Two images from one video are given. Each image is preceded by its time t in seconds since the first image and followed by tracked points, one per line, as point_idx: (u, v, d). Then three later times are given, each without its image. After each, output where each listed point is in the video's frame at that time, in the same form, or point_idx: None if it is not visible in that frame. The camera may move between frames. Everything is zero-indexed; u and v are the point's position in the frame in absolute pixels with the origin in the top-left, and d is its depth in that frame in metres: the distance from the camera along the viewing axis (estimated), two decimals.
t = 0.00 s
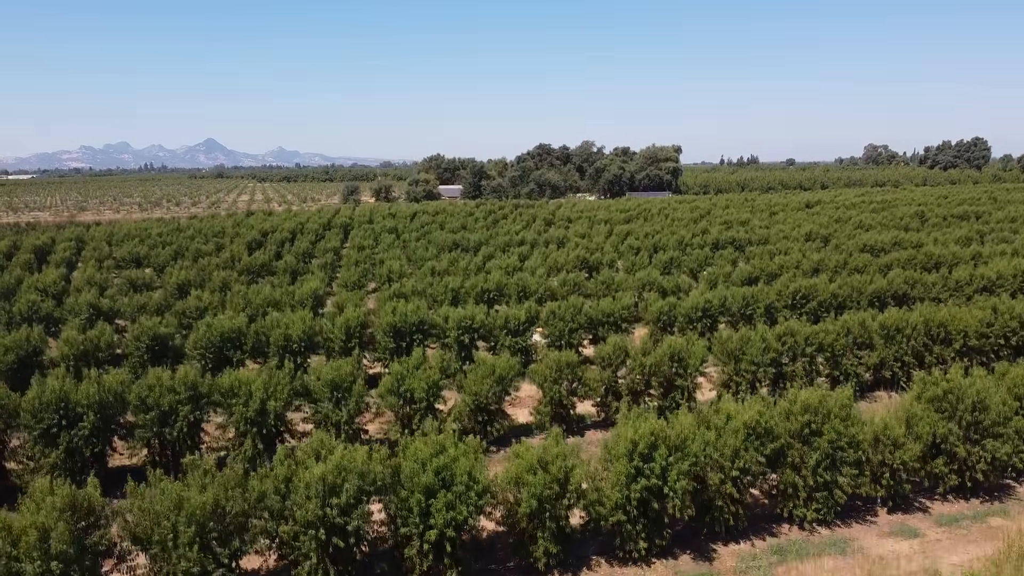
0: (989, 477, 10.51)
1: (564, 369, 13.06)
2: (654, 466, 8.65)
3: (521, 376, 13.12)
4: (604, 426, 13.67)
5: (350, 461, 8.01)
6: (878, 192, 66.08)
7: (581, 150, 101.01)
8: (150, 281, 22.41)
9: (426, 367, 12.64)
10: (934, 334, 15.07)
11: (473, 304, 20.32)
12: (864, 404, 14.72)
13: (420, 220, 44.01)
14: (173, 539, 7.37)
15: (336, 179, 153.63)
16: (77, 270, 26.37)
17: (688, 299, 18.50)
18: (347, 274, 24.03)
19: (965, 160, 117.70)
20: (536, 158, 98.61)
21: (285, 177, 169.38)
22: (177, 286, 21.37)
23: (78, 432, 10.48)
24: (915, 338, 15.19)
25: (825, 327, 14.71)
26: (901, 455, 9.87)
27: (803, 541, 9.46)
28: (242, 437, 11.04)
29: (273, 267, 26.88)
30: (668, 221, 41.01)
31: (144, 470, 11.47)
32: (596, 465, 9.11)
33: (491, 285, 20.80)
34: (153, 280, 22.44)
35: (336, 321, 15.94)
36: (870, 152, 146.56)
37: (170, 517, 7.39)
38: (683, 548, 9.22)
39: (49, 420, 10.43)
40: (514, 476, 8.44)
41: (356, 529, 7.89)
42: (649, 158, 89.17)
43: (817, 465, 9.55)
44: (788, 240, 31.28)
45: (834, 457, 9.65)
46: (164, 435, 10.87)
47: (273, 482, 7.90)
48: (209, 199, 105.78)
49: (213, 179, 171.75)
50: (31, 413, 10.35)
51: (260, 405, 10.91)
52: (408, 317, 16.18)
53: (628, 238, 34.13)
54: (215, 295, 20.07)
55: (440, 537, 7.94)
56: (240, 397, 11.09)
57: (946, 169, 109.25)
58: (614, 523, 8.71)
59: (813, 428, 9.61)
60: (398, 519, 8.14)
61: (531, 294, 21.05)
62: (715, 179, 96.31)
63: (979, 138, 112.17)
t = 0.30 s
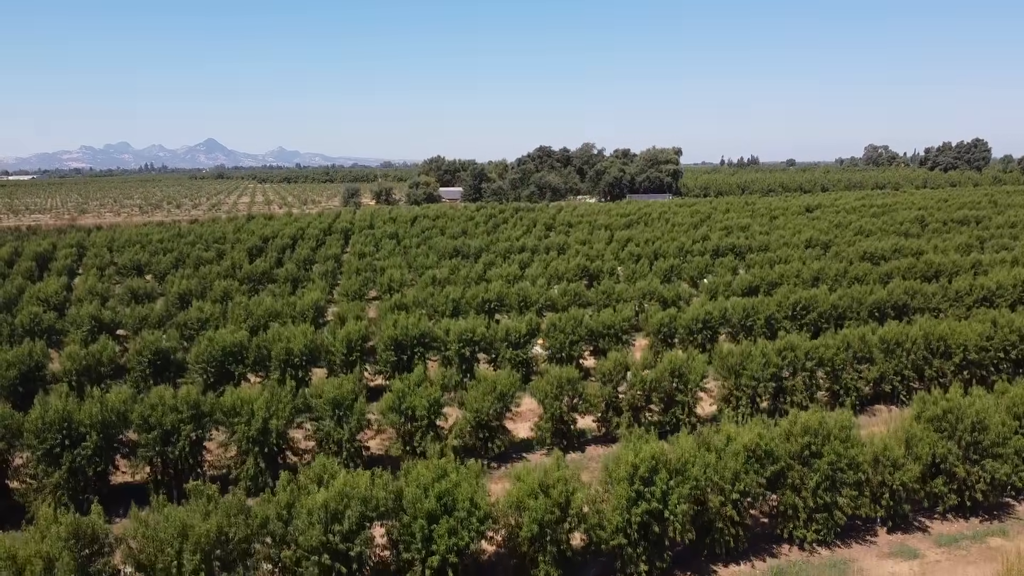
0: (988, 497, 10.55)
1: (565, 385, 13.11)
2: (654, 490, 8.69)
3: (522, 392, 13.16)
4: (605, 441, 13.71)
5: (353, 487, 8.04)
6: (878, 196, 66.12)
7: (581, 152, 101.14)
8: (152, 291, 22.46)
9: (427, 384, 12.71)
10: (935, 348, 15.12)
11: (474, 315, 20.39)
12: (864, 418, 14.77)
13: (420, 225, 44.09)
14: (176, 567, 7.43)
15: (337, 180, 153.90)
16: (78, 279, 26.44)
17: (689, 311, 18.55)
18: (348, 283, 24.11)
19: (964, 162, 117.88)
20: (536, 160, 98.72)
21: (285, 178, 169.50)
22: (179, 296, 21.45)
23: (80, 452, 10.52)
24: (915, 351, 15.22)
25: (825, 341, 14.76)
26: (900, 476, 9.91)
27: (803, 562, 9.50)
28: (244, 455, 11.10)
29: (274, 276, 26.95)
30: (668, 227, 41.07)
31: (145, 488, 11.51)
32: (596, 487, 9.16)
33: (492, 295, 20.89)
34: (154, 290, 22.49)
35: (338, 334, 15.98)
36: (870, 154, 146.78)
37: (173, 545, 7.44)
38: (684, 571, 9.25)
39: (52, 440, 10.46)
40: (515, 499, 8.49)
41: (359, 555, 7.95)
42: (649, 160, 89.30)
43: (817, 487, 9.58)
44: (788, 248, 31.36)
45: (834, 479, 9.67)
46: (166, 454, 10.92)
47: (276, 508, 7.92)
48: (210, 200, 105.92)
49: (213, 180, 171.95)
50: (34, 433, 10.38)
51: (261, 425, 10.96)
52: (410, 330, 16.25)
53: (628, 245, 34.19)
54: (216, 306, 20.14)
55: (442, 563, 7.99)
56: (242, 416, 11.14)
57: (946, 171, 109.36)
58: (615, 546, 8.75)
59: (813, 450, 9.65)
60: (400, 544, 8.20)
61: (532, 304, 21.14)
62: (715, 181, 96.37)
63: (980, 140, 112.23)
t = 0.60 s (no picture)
0: (987, 518, 10.59)
1: (566, 403, 13.13)
2: (655, 516, 8.74)
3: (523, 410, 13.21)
4: (606, 457, 13.76)
5: (356, 515, 8.08)
6: (878, 199, 66.18)
7: (581, 154, 101.21)
8: (153, 302, 22.50)
9: (429, 402, 12.76)
10: (934, 363, 15.19)
11: (475, 326, 20.45)
12: (864, 433, 14.83)
13: (420, 231, 44.12)
14: None
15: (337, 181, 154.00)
16: (79, 288, 26.51)
17: (689, 324, 18.60)
18: (349, 293, 24.18)
19: (965, 163, 117.85)
20: (537, 162, 98.83)
21: (286, 178, 169.85)
22: (180, 308, 21.51)
23: (83, 473, 10.57)
24: (915, 367, 15.26)
25: (825, 357, 14.79)
26: (900, 499, 9.95)
27: None
28: (246, 476, 11.17)
29: (276, 284, 27.02)
30: (669, 233, 41.13)
31: (148, 508, 11.56)
32: (598, 512, 9.21)
33: (492, 306, 20.95)
34: (155, 301, 22.53)
35: (339, 348, 16.03)
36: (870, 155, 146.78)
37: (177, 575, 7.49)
38: None
39: (55, 462, 10.51)
40: (517, 526, 8.53)
41: None
42: (649, 163, 89.40)
43: (817, 510, 9.62)
44: (788, 256, 31.43)
45: (834, 502, 9.70)
46: (169, 475, 10.97)
47: (279, 537, 7.96)
48: (211, 202, 106.05)
49: (213, 180, 172.21)
50: (38, 454, 10.43)
51: (263, 446, 11.02)
52: (411, 344, 16.31)
53: (628, 252, 34.26)
54: (217, 318, 20.20)
55: None
56: (244, 437, 11.20)
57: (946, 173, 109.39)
58: (615, 572, 8.78)
59: (813, 473, 9.70)
60: (403, 571, 8.23)
61: (533, 315, 21.20)
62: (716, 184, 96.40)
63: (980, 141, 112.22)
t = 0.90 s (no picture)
0: (987, 539, 10.63)
1: (567, 421, 13.17)
2: (656, 543, 8.79)
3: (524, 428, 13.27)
4: (607, 474, 13.81)
5: (358, 545, 8.14)
6: (878, 203, 65.74)
7: (582, 157, 101.25)
8: (154, 312, 22.55)
9: (431, 420, 12.81)
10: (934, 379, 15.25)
11: (475, 338, 20.51)
12: (864, 449, 14.88)
13: (421, 236, 44.15)
14: None
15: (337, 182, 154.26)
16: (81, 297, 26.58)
17: (690, 337, 18.63)
18: (350, 303, 24.24)
19: (965, 166, 117.97)
20: (537, 165, 98.90)
21: (286, 178, 169.80)
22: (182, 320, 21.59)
23: (86, 495, 10.62)
24: (914, 383, 15.30)
25: (825, 373, 14.83)
26: (899, 523, 9.99)
27: None
28: (248, 496, 11.23)
29: (277, 293, 27.10)
30: (669, 238, 41.17)
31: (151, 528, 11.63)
32: (599, 537, 9.26)
33: (493, 317, 21.00)
34: (157, 311, 22.59)
35: (341, 363, 16.08)
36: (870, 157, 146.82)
37: None
38: None
39: (58, 484, 10.56)
40: (518, 553, 8.58)
41: None
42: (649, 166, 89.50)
43: (817, 534, 9.67)
44: (787, 263, 31.49)
45: (834, 526, 9.74)
46: (172, 496, 11.03)
47: (283, 566, 8.01)
48: (211, 204, 106.05)
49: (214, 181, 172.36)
50: (41, 477, 10.48)
51: (266, 468, 11.07)
52: (412, 359, 16.35)
53: (628, 259, 34.32)
54: (219, 330, 20.27)
55: None
56: (246, 458, 11.25)
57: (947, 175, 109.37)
58: None
59: (813, 498, 9.74)
60: None
61: (533, 327, 21.26)
62: (716, 186, 96.38)
63: (980, 143, 112.17)
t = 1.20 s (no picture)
0: (986, 562, 10.66)
1: (568, 439, 13.21)
2: (656, 569, 8.85)
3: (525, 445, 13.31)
4: (607, 491, 13.86)
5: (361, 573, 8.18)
6: (879, 207, 65.84)
7: (582, 159, 101.32)
8: (155, 322, 22.57)
9: (432, 439, 12.87)
10: (933, 394, 15.31)
11: (476, 349, 20.58)
12: (863, 465, 14.93)
13: (422, 241, 44.18)
14: None
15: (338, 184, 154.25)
16: (82, 307, 26.65)
17: (690, 350, 18.70)
18: (351, 313, 24.30)
19: (964, 168, 118.13)
20: (538, 167, 98.95)
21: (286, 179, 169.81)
22: (183, 331, 21.67)
23: (89, 517, 10.67)
24: (914, 398, 15.34)
25: (825, 389, 14.87)
26: (899, 546, 10.03)
27: None
28: (250, 516, 11.30)
29: (277, 302, 27.16)
30: (669, 244, 41.21)
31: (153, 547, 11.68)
32: (599, 561, 9.31)
33: (494, 328, 21.06)
34: (157, 321, 22.62)
35: (341, 378, 16.13)
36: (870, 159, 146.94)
37: None
38: None
39: (61, 506, 10.60)
40: None
41: None
42: (649, 168, 89.67)
43: (816, 558, 9.71)
44: (787, 272, 31.56)
45: (833, 550, 9.77)
46: (174, 517, 11.09)
47: None
48: (211, 206, 106.13)
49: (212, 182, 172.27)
50: (44, 499, 10.51)
51: (268, 488, 11.14)
52: (413, 373, 16.40)
53: (628, 266, 34.36)
54: (220, 342, 20.34)
55: None
56: (248, 478, 11.31)
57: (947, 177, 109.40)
58: None
59: (812, 522, 9.77)
60: None
61: (534, 338, 21.32)
62: (717, 188, 96.45)
63: (981, 145, 112.13)
